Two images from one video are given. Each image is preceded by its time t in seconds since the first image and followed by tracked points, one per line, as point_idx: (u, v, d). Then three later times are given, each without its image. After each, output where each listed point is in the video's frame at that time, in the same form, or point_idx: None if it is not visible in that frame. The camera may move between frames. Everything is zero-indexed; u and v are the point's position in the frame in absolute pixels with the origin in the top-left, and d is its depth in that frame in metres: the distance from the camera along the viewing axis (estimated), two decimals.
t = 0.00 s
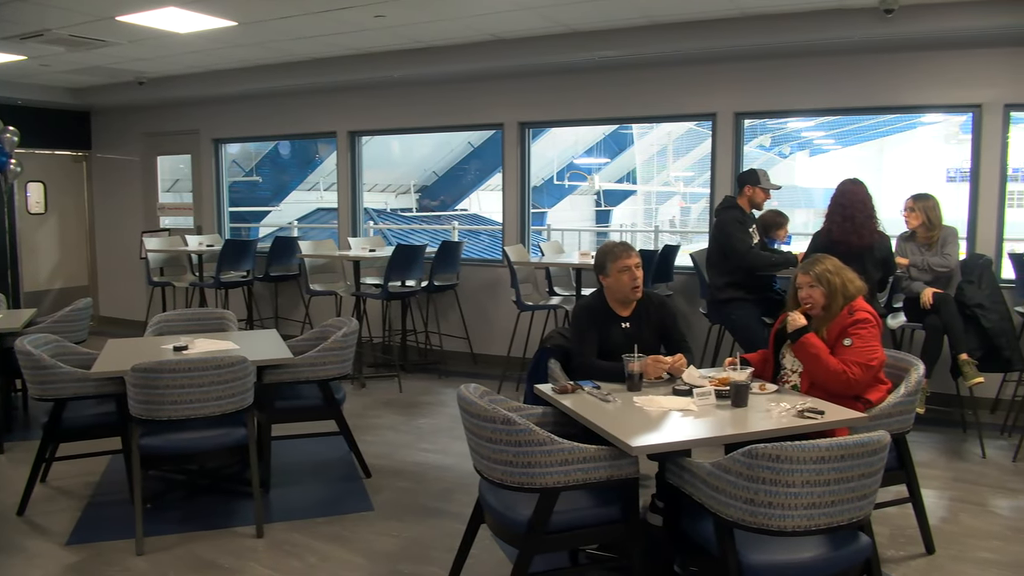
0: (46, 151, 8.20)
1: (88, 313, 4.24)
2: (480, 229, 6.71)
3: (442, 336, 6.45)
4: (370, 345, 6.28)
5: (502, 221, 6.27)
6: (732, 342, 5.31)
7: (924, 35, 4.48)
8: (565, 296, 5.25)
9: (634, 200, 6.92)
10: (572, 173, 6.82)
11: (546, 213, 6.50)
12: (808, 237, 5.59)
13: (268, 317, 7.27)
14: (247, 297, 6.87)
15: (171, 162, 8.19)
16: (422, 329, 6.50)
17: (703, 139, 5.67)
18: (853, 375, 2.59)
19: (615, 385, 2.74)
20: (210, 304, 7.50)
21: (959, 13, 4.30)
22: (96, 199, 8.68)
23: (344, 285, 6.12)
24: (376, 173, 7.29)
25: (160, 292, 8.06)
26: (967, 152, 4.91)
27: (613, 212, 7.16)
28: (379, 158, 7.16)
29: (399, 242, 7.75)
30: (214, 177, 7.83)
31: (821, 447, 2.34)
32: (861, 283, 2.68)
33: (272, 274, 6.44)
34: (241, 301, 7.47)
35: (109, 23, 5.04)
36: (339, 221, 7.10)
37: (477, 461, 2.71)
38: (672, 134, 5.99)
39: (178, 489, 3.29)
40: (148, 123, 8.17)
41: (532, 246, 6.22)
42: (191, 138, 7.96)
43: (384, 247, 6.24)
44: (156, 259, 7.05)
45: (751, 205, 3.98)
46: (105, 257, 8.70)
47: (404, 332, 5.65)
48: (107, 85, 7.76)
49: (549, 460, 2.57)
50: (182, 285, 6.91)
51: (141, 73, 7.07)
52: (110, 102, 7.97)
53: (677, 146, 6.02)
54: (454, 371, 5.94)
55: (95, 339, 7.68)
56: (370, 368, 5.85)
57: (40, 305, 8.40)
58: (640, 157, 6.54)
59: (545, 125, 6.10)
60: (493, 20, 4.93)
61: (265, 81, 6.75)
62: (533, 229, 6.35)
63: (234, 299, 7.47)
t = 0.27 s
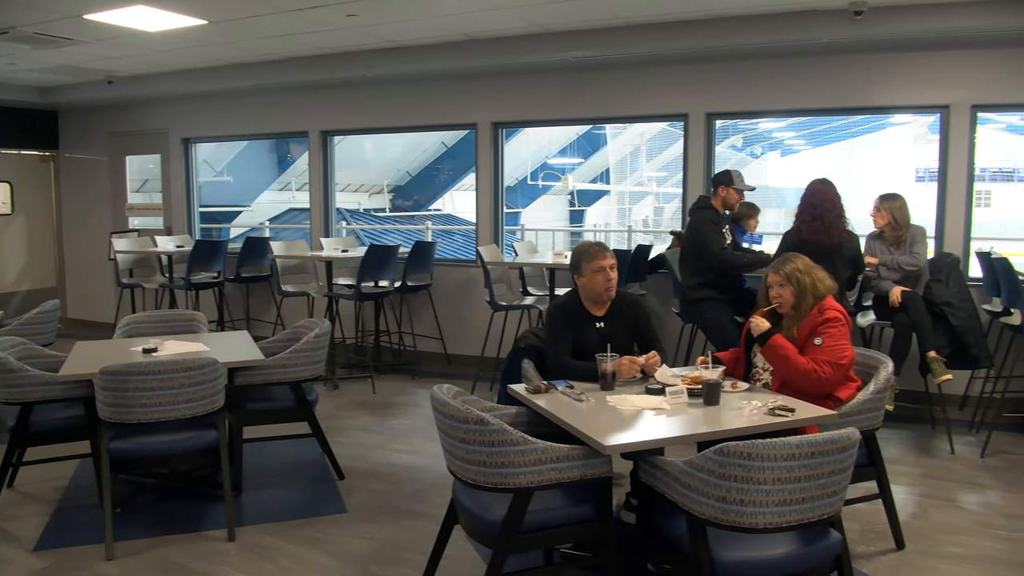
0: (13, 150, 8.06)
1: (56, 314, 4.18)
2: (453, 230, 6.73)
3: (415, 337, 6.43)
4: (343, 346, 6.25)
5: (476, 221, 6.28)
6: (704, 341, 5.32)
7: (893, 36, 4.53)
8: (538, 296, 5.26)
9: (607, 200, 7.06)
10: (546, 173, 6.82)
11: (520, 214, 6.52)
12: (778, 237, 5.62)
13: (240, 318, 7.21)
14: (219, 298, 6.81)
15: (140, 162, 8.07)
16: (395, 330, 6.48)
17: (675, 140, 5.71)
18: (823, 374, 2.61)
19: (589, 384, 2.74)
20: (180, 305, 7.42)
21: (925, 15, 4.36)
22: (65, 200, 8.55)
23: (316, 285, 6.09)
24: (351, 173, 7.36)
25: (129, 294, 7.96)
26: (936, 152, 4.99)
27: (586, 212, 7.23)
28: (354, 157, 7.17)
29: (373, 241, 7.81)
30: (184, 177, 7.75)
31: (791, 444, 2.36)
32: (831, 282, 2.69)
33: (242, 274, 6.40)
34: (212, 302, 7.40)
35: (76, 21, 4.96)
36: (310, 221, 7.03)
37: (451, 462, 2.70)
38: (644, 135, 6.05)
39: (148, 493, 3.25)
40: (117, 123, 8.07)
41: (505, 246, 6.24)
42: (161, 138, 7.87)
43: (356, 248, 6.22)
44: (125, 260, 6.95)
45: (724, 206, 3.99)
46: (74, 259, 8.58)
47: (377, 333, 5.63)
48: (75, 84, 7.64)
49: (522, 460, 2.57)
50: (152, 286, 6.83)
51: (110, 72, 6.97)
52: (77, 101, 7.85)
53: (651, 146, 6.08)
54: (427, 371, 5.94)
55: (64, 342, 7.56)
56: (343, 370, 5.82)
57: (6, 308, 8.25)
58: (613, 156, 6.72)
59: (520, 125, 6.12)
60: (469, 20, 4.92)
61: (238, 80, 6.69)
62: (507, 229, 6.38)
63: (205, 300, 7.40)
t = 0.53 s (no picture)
0: None
1: (21, 317, 4.11)
2: (426, 230, 6.73)
3: (388, 338, 6.41)
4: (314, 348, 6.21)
5: (448, 220, 6.28)
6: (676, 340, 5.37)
7: (862, 38, 4.60)
8: (510, 296, 5.25)
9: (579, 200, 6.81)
10: (518, 173, 6.70)
11: (492, 214, 6.51)
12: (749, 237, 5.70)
13: (208, 320, 7.14)
14: (188, 300, 6.73)
15: (107, 162, 7.96)
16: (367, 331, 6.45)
17: (647, 141, 5.74)
18: (792, 372, 2.64)
19: (561, 384, 2.75)
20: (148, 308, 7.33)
21: (892, 17, 4.42)
22: (30, 201, 8.40)
23: (287, 286, 6.06)
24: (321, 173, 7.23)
25: (96, 296, 7.84)
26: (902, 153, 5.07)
27: (559, 212, 7.07)
28: (324, 157, 7.06)
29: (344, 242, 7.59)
30: (151, 177, 7.66)
31: (761, 442, 2.38)
32: (800, 282, 2.72)
33: (211, 276, 6.33)
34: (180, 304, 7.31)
35: (42, 18, 4.88)
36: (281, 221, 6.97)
37: (423, 463, 2.69)
38: (615, 135, 6.03)
39: (117, 497, 3.21)
40: (84, 123, 7.96)
41: (477, 246, 6.25)
42: (127, 138, 7.76)
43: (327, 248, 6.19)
44: (92, 262, 6.85)
45: (695, 206, 4.00)
46: (40, 261, 8.44)
47: (349, 334, 5.60)
48: (40, 83, 7.51)
49: (494, 460, 2.57)
50: (119, 288, 6.73)
51: (77, 71, 6.86)
52: (42, 100, 7.72)
53: (623, 146, 6.03)
54: (400, 372, 5.92)
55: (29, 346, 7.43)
56: (315, 372, 5.78)
57: None
58: (585, 157, 6.47)
59: (495, 125, 6.11)
60: (443, 19, 4.91)
61: (210, 79, 6.62)
62: (479, 229, 6.38)
63: (173, 302, 7.31)
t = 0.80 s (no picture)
0: None
1: None
2: (397, 230, 6.72)
3: (358, 339, 6.38)
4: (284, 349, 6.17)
5: (419, 220, 6.28)
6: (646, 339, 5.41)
7: (832, 39, 4.65)
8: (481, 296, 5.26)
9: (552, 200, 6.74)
10: (489, 173, 6.60)
11: (464, 214, 6.50)
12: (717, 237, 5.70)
13: (176, 322, 7.07)
14: (155, 302, 6.65)
15: (72, 162, 7.85)
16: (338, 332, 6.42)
17: (618, 141, 5.77)
18: (761, 370, 2.66)
19: (532, 384, 2.75)
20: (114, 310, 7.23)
21: (861, 19, 4.48)
22: None
23: (256, 288, 6.02)
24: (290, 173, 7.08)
25: (61, 298, 7.72)
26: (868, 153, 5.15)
27: (531, 212, 6.98)
28: (294, 158, 7.04)
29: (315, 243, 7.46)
30: (117, 177, 7.56)
31: (730, 440, 2.40)
32: (768, 282, 2.75)
33: (179, 277, 6.26)
34: (147, 306, 7.23)
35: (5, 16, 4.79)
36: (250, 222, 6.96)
37: (394, 465, 2.68)
38: (586, 135, 6.03)
39: (83, 502, 3.16)
40: (48, 122, 7.84)
41: (448, 246, 6.25)
42: (93, 137, 7.66)
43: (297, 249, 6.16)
44: (56, 264, 6.74)
45: (662, 205, 3.98)
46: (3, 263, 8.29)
47: (319, 335, 5.57)
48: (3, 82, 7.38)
49: (465, 461, 2.56)
50: (85, 290, 6.63)
51: (42, 69, 6.74)
52: (5, 99, 7.58)
53: (593, 147, 6.04)
54: (371, 373, 5.90)
55: None
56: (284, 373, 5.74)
57: None
58: (557, 157, 6.39)
59: (471, 125, 6.09)
60: (416, 18, 4.89)
61: (180, 78, 6.54)
62: (450, 229, 6.38)
63: (140, 304, 7.22)
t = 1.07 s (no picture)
0: None
1: None
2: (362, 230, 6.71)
3: (324, 341, 6.36)
4: (249, 351, 6.14)
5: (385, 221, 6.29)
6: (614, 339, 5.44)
7: (798, 40, 4.71)
8: (449, 296, 5.27)
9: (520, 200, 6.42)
10: (456, 173, 6.44)
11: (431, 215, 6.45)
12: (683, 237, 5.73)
13: (139, 324, 7.00)
14: (117, 304, 6.57)
15: (32, 162, 7.75)
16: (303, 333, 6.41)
17: (584, 141, 5.80)
18: (726, 368, 2.67)
19: (499, 384, 2.75)
20: (75, 313, 7.13)
21: (826, 20, 4.54)
22: None
23: (220, 290, 5.99)
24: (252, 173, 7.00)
25: (20, 301, 7.59)
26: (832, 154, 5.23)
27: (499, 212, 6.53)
28: (258, 158, 6.94)
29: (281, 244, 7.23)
30: (78, 178, 7.49)
31: (695, 438, 2.41)
32: (733, 281, 2.78)
33: (141, 279, 6.21)
34: (110, 309, 7.15)
35: None
36: (213, 222, 6.89)
37: (361, 467, 2.67)
38: (554, 135, 5.96)
39: (43, 509, 3.11)
40: (7, 121, 7.73)
41: (415, 247, 6.26)
42: (53, 137, 7.55)
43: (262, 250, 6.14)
44: (15, 266, 6.62)
45: (629, 206, 4.01)
46: None
47: (285, 337, 5.54)
48: None
49: (432, 462, 2.55)
50: (44, 293, 6.52)
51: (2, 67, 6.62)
52: None
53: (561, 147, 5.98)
54: (337, 375, 5.88)
55: None
56: (249, 376, 5.70)
57: None
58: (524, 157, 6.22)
59: (442, 123, 6.07)
60: (387, 18, 4.87)
61: (146, 77, 6.45)
62: (417, 229, 6.37)
63: (101, 307, 7.14)
